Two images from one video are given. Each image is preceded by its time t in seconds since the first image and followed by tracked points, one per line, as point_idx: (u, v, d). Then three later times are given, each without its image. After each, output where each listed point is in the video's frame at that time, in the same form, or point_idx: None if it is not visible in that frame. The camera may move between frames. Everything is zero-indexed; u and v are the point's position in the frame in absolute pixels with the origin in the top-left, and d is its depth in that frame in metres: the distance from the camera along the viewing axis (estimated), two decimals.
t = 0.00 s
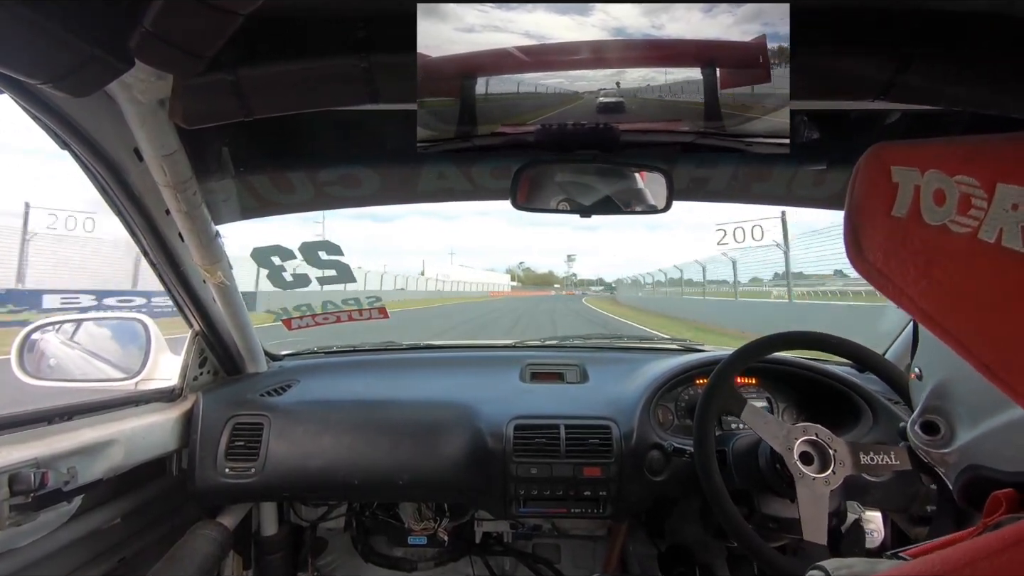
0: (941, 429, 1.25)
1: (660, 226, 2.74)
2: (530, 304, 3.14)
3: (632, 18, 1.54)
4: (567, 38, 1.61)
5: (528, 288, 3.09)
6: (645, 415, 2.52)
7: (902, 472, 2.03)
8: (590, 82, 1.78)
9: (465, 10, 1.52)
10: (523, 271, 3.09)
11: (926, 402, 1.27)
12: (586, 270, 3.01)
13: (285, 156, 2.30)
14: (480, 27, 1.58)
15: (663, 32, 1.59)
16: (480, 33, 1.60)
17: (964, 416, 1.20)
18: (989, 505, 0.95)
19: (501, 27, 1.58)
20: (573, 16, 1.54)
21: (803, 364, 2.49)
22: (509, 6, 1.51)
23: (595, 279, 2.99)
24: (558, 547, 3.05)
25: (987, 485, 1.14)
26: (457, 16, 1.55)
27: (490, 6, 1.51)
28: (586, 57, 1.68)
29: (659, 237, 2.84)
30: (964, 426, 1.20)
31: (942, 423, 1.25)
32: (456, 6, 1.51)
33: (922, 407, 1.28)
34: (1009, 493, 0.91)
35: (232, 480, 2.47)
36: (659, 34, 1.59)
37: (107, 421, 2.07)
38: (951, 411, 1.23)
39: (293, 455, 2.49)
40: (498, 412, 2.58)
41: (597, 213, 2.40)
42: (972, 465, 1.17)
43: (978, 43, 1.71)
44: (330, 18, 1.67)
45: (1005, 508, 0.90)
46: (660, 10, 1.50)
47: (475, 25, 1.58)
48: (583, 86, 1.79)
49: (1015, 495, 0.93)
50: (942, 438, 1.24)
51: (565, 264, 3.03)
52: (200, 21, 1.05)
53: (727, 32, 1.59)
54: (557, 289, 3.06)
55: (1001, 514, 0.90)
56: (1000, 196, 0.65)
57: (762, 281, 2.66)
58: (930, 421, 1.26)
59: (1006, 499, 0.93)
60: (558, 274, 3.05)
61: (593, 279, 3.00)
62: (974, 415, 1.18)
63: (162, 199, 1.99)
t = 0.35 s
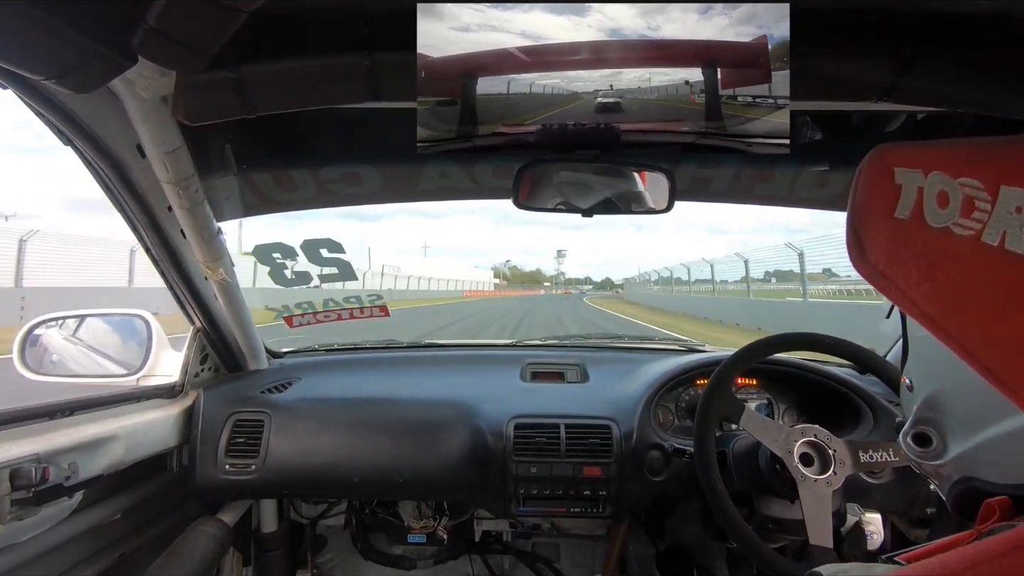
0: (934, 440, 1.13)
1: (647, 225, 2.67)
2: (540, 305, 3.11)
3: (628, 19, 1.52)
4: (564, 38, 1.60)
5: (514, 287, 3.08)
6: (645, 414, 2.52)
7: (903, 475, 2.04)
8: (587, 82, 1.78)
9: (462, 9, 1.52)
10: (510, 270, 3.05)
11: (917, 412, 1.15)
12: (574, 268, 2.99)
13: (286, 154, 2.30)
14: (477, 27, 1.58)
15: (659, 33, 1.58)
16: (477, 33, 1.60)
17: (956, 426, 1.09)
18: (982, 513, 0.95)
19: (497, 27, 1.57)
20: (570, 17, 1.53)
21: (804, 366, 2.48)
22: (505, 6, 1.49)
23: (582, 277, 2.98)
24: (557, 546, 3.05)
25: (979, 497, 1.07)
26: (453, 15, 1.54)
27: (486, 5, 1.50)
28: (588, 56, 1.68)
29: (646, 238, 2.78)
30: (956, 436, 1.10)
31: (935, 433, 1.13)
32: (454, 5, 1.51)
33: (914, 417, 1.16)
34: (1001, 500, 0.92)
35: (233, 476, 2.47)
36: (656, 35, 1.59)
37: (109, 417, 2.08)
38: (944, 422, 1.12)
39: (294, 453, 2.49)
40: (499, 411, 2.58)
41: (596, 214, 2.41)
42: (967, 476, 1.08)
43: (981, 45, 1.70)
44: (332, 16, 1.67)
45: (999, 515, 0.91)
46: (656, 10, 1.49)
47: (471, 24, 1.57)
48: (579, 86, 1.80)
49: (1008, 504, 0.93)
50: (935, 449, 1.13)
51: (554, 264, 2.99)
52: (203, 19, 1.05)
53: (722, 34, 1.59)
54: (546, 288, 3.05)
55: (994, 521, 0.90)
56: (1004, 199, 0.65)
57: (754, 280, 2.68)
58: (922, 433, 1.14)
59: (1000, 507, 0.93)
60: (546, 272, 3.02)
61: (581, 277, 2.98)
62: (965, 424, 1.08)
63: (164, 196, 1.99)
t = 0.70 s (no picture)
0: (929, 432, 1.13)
1: (635, 224, 2.68)
2: (549, 304, 3.04)
3: (625, 20, 1.52)
4: (559, 39, 1.60)
5: (500, 286, 2.93)
6: (644, 414, 2.52)
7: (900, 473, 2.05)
8: (583, 83, 1.78)
9: (457, 10, 1.51)
10: (497, 268, 2.92)
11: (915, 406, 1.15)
12: (563, 267, 2.94)
13: (283, 155, 2.30)
14: (472, 27, 1.58)
15: (655, 35, 1.58)
16: (471, 32, 1.60)
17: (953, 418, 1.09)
18: (982, 503, 0.96)
19: (493, 27, 1.57)
20: (566, 18, 1.53)
21: (801, 364, 2.49)
22: (501, 6, 1.49)
23: (572, 276, 2.95)
24: (556, 546, 3.05)
25: (979, 490, 1.06)
26: (448, 15, 1.54)
27: (481, 5, 1.50)
28: (586, 57, 1.68)
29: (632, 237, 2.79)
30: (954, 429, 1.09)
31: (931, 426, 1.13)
32: (448, 5, 1.50)
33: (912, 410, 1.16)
34: (1001, 490, 0.92)
35: (231, 479, 2.47)
36: (651, 37, 1.59)
37: (106, 421, 2.07)
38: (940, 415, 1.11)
39: (292, 455, 2.49)
40: (497, 412, 2.58)
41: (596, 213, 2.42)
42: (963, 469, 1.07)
43: (977, 43, 1.71)
44: (329, 18, 1.67)
45: (998, 505, 0.92)
46: (652, 12, 1.49)
47: (466, 24, 1.57)
48: (575, 87, 1.80)
49: (1009, 493, 0.94)
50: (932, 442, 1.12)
51: (544, 263, 2.91)
52: (200, 21, 1.05)
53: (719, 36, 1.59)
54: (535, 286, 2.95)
55: (993, 512, 0.91)
56: (998, 197, 0.65)
57: (746, 278, 2.68)
58: (918, 426, 1.15)
59: (1000, 497, 0.93)
60: (533, 270, 2.93)
61: (571, 276, 2.95)
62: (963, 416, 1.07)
63: (161, 198, 1.99)
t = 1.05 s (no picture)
0: (933, 412, 1.35)
1: (622, 224, 2.63)
2: (543, 303, 3.00)
3: (620, 20, 1.53)
4: (556, 39, 1.61)
5: (486, 284, 2.91)
6: (644, 416, 2.52)
7: (900, 473, 2.03)
8: (579, 83, 1.79)
9: (453, 10, 1.52)
10: (482, 265, 2.89)
11: (923, 384, 1.39)
12: (553, 265, 2.90)
13: (282, 158, 2.31)
14: (468, 28, 1.58)
15: (651, 35, 1.59)
16: (468, 33, 1.60)
17: (958, 401, 1.29)
18: (983, 503, 0.96)
19: (489, 28, 1.57)
20: (562, 18, 1.54)
21: (801, 365, 2.49)
22: (497, 7, 1.50)
23: (561, 275, 2.90)
24: (557, 548, 3.04)
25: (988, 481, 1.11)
26: (444, 16, 1.54)
27: (478, 6, 1.50)
28: (586, 57, 1.68)
29: (620, 236, 2.75)
30: (958, 411, 1.28)
31: (935, 406, 1.35)
32: (444, 6, 1.51)
33: (916, 390, 1.40)
34: (1002, 491, 0.92)
35: (232, 482, 2.47)
36: (647, 37, 1.60)
37: (105, 424, 2.07)
38: (945, 395, 1.34)
39: (292, 458, 2.49)
40: (498, 413, 2.58)
41: (593, 208, 2.33)
42: (962, 449, 1.24)
43: (974, 42, 1.71)
44: (328, 20, 1.67)
45: (999, 506, 0.91)
46: (649, 14, 1.50)
47: (462, 25, 1.57)
48: (571, 87, 1.80)
49: (1009, 493, 0.94)
50: (935, 419, 1.33)
51: (534, 262, 2.87)
52: (199, 24, 1.06)
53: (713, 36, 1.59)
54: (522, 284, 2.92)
55: (993, 512, 0.91)
56: (995, 196, 0.65)
57: (736, 275, 2.72)
58: (922, 403, 1.37)
59: (1001, 498, 0.93)
60: (521, 268, 2.90)
61: (561, 275, 2.90)
62: (970, 402, 1.25)
63: (161, 201, 2.00)
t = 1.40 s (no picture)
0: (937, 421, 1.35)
1: (611, 224, 2.68)
2: (534, 301, 3.14)
3: (617, 20, 1.53)
4: (553, 39, 1.61)
5: (472, 282, 3.07)
6: (642, 414, 2.52)
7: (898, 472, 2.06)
8: (576, 83, 1.79)
9: (451, 9, 1.52)
10: (469, 264, 3.03)
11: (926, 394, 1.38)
12: (543, 265, 3.01)
13: (281, 154, 2.31)
14: (465, 26, 1.58)
15: (648, 36, 1.58)
16: (464, 32, 1.60)
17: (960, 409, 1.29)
18: (984, 501, 0.96)
19: (486, 26, 1.57)
20: (559, 18, 1.53)
21: (799, 364, 2.49)
22: (494, 6, 1.49)
23: (551, 274, 3.02)
24: (555, 545, 3.05)
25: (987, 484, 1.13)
26: (442, 15, 1.54)
27: (475, 5, 1.50)
28: (586, 57, 1.68)
29: (609, 236, 2.80)
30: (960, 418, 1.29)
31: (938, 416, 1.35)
32: (442, 4, 1.50)
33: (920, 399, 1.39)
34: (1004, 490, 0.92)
35: (231, 477, 2.47)
36: (644, 37, 1.59)
37: (103, 419, 2.07)
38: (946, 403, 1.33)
39: (291, 454, 2.49)
40: (497, 410, 2.58)
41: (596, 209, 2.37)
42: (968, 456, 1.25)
43: (975, 42, 1.71)
44: (327, 17, 1.67)
45: (1000, 504, 0.92)
46: (647, 14, 1.50)
47: (459, 24, 1.57)
48: (568, 87, 1.80)
49: (1010, 491, 0.94)
50: (939, 428, 1.34)
51: (523, 259, 2.97)
52: (199, 19, 1.05)
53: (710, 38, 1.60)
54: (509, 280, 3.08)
55: (993, 510, 0.91)
56: (996, 196, 0.65)
57: (730, 274, 2.77)
58: (926, 412, 1.37)
59: (1002, 496, 0.93)
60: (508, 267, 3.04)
61: (550, 274, 3.02)
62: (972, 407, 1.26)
63: (160, 196, 1.99)
